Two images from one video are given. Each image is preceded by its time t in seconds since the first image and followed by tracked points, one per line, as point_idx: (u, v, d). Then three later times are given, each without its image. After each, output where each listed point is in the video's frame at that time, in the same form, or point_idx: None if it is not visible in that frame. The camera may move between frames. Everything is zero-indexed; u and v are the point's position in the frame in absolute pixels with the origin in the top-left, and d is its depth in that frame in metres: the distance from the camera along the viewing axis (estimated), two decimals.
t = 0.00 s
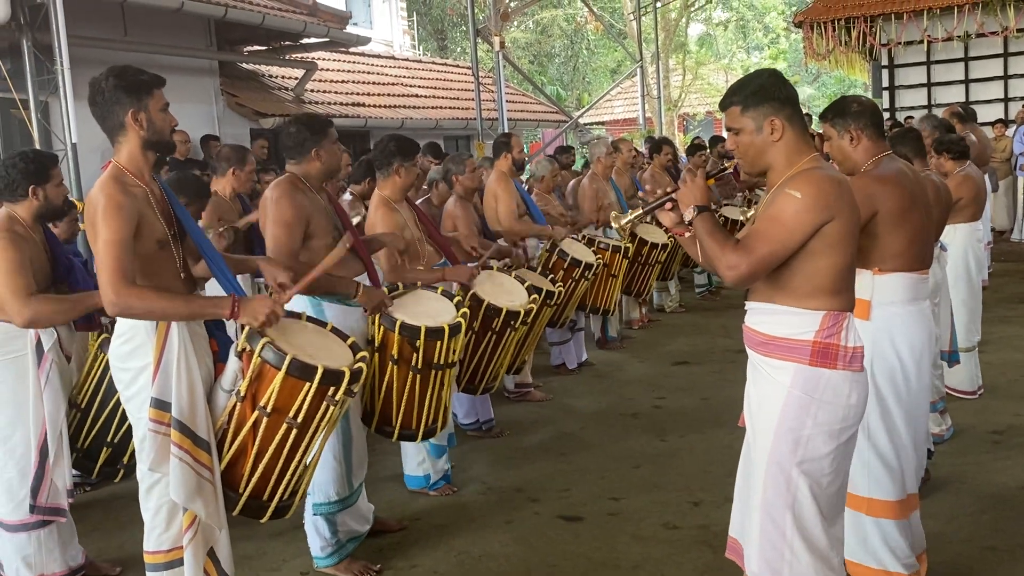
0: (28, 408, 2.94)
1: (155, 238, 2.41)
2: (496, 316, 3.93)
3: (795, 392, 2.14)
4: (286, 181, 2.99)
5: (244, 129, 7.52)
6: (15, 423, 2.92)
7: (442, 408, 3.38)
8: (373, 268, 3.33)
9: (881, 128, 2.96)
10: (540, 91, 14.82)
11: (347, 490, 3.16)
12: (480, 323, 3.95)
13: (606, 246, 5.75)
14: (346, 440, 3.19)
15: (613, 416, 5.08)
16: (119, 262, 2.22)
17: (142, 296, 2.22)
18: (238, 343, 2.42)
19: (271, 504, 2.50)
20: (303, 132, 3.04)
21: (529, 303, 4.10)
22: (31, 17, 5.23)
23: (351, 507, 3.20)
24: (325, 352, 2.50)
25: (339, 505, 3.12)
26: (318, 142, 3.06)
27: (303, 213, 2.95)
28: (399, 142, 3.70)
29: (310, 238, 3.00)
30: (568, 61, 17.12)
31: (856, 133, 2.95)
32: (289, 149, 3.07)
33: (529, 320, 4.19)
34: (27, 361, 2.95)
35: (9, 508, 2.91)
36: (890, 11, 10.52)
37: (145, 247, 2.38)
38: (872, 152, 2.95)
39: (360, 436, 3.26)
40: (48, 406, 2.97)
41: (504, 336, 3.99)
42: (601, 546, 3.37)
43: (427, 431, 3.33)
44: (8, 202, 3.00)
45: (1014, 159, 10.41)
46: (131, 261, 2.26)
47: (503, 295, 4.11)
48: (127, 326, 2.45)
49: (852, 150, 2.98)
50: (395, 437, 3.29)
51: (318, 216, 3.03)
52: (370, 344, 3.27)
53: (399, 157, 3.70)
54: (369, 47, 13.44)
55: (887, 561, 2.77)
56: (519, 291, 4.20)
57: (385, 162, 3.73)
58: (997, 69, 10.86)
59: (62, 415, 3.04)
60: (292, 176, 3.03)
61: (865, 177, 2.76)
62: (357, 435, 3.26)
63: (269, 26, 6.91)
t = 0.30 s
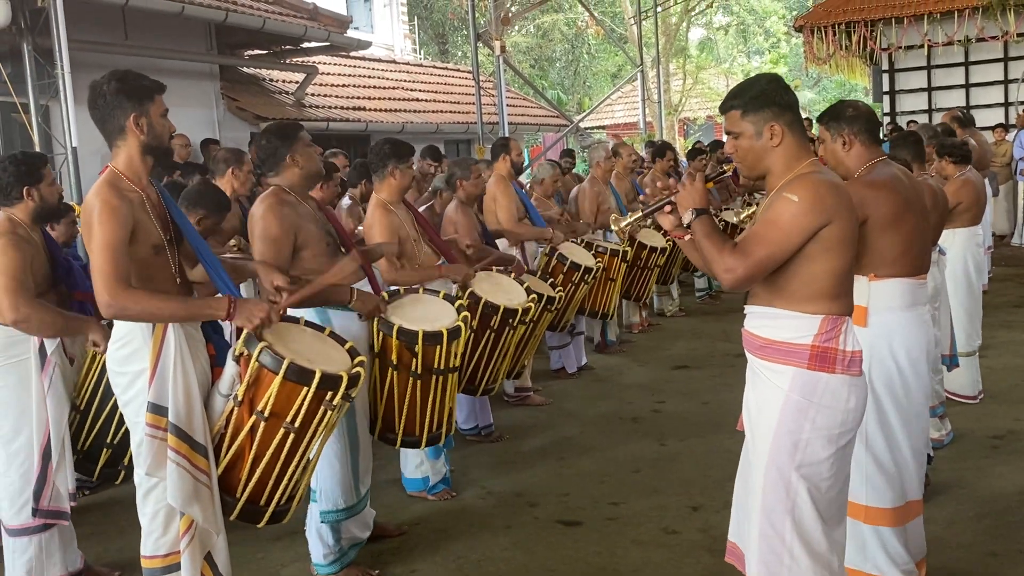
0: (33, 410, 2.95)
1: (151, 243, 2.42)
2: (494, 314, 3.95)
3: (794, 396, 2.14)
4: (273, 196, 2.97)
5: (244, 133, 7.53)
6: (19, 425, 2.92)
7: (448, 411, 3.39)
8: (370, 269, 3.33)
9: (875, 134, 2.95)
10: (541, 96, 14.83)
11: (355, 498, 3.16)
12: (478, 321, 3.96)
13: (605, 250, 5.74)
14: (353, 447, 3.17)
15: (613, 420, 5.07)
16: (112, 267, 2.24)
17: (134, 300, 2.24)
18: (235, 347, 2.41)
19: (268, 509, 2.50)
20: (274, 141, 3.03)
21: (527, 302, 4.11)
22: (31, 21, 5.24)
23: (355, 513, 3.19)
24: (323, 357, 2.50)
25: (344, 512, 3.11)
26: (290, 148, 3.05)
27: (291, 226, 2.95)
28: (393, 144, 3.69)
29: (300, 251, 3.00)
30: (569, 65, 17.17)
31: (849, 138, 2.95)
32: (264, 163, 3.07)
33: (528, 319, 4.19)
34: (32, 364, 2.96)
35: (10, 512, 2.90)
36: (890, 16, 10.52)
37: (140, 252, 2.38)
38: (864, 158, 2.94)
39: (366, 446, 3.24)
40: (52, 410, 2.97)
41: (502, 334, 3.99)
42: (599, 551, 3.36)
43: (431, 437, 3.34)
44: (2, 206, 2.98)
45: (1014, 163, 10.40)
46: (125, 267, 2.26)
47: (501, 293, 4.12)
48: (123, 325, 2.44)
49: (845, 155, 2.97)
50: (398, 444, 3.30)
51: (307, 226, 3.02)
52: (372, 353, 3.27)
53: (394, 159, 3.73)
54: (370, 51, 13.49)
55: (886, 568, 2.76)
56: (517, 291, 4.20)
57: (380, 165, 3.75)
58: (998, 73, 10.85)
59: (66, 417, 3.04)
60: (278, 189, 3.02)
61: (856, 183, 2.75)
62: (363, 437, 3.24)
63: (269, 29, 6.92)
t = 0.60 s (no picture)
0: (22, 413, 2.93)
1: (145, 244, 2.42)
2: (490, 312, 3.95)
3: (791, 396, 2.14)
4: (263, 202, 2.96)
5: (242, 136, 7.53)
6: (9, 427, 2.91)
7: (448, 412, 3.39)
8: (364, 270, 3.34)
9: (871, 135, 2.96)
10: (539, 99, 14.85)
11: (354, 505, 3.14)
12: (474, 320, 3.96)
13: (603, 253, 5.77)
14: (355, 452, 3.16)
15: (611, 422, 5.07)
16: (106, 269, 2.24)
17: (126, 302, 2.23)
18: (229, 349, 2.42)
19: (262, 511, 2.50)
20: (259, 147, 3.02)
21: (523, 301, 4.12)
22: (29, 24, 5.25)
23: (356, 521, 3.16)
24: (318, 358, 2.50)
25: (342, 517, 3.09)
26: (276, 153, 3.03)
27: (282, 232, 2.93)
28: (390, 147, 3.69)
29: (292, 256, 2.99)
30: (568, 68, 17.20)
31: (846, 139, 2.96)
32: (252, 169, 3.05)
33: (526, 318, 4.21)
34: (21, 368, 2.94)
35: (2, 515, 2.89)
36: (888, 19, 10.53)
37: (134, 253, 2.38)
38: (860, 157, 2.93)
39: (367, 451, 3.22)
40: (39, 414, 2.96)
41: (498, 333, 3.99)
42: (596, 553, 3.36)
43: (430, 440, 3.34)
44: None
45: (1012, 166, 10.41)
46: (118, 267, 2.27)
47: (497, 293, 4.13)
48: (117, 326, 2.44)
49: (841, 155, 2.97)
50: (397, 447, 3.31)
51: (298, 231, 3.01)
52: (374, 358, 3.26)
53: (390, 161, 3.72)
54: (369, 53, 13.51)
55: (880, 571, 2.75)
56: (514, 290, 4.21)
57: (376, 168, 3.75)
58: (995, 77, 10.86)
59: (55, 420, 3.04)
60: (267, 197, 2.99)
61: (851, 183, 2.75)
62: (366, 446, 3.24)
63: (268, 32, 6.93)
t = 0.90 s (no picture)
0: (21, 409, 2.92)
1: (137, 243, 2.41)
2: (484, 309, 3.94)
3: (786, 392, 2.14)
4: (257, 203, 2.96)
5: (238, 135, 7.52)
6: (8, 424, 2.90)
7: (444, 408, 3.39)
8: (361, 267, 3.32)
9: (869, 132, 2.95)
10: (536, 98, 14.84)
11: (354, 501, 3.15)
12: (469, 318, 3.96)
13: (599, 253, 5.76)
14: (353, 450, 3.15)
15: (607, 422, 5.07)
16: (98, 266, 2.23)
17: (117, 301, 2.23)
18: (222, 348, 2.41)
19: (257, 510, 2.49)
20: (255, 147, 3.02)
21: (518, 299, 4.10)
22: (24, 21, 5.24)
23: (352, 519, 3.16)
24: (312, 358, 2.50)
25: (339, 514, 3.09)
26: (272, 152, 3.04)
27: (275, 231, 2.93)
28: (385, 147, 3.69)
29: (284, 253, 2.98)
30: (564, 67, 17.20)
31: (843, 134, 2.96)
32: (246, 168, 3.06)
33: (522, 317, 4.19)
34: (18, 364, 2.93)
35: None
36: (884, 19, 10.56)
37: (126, 252, 2.37)
38: (859, 155, 2.93)
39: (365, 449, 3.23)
40: (38, 410, 2.95)
41: (493, 331, 3.98)
42: (591, 552, 3.36)
43: (428, 436, 3.34)
44: None
45: (1008, 167, 10.42)
46: (108, 266, 2.25)
47: (492, 291, 4.12)
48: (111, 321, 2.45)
49: (839, 152, 2.98)
50: (396, 443, 3.30)
51: (292, 228, 3.01)
52: (370, 356, 3.24)
53: (386, 161, 3.73)
54: (366, 52, 13.51)
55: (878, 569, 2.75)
56: (509, 289, 4.21)
57: (372, 167, 3.75)
58: (991, 77, 10.90)
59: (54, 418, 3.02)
60: (260, 197, 2.99)
61: (848, 180, 2.75)
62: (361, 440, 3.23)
63: (264, 31, 6.92)
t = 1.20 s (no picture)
0: (17, 407, 2.91)
1: (132, 240, 2.40)
2: (478, 307, 3.94)
3: (776, 392, 2.14)
4: (256, 198, 2.94)
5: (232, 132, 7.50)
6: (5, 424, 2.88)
7: (439, 404, 3.39)
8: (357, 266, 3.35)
9: (863, 133, 2.96)
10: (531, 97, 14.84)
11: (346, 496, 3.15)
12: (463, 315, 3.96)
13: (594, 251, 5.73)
14: (345, 442, 3.16)
15: (602, 420, 5.07)
16: (93, 264, 2.22)
17: (114, 298, 2.22)
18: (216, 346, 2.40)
19: (251, 508, 2.49)
20: (261, 140, 3.01)
21: (513, 296, 4.09)
22: (18, 18, 5.22)
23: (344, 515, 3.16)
24: (305, 355, 2.49)
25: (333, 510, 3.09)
26: (277, 148, 3.03)
27: (271, 226, 2.91)
28: (383, 145, 3.66)
29: (281, 249, 2.94)
30: (560, 66, 17.20)
31: (836, 136, 2.96)
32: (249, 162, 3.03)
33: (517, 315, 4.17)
34: (14, 362, 2.90)
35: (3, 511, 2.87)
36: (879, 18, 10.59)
37: (121, 249, 2.36)
38: (850, 156, 2.95)
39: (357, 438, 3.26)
40: (37, 408, 2.95)
41: (488, 329, 3.98)
42: (587, 551, 3.36)
43: (423, 431, 3.34)
44: None
45: (1002, 166, 10.45)
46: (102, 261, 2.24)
47: (487, 288, 4.12)
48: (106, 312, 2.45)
49: (832, 154, 2.98)
50: (390, 438, 3.29)
51: (289, 224, 2.98)
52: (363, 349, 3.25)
53: (384, 159, 3.70)
54: (361, 49, 13.51)
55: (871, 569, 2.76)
56: (504, 287, 4.20)
57: (369, 164, 3.74)
58: (985, 77, 10.92)
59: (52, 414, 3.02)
60: (259, 191, 2.98)
61: (840, 181, 2.79)
62: (355, 434, 3.23)
63: (259, 29, 6.90)
